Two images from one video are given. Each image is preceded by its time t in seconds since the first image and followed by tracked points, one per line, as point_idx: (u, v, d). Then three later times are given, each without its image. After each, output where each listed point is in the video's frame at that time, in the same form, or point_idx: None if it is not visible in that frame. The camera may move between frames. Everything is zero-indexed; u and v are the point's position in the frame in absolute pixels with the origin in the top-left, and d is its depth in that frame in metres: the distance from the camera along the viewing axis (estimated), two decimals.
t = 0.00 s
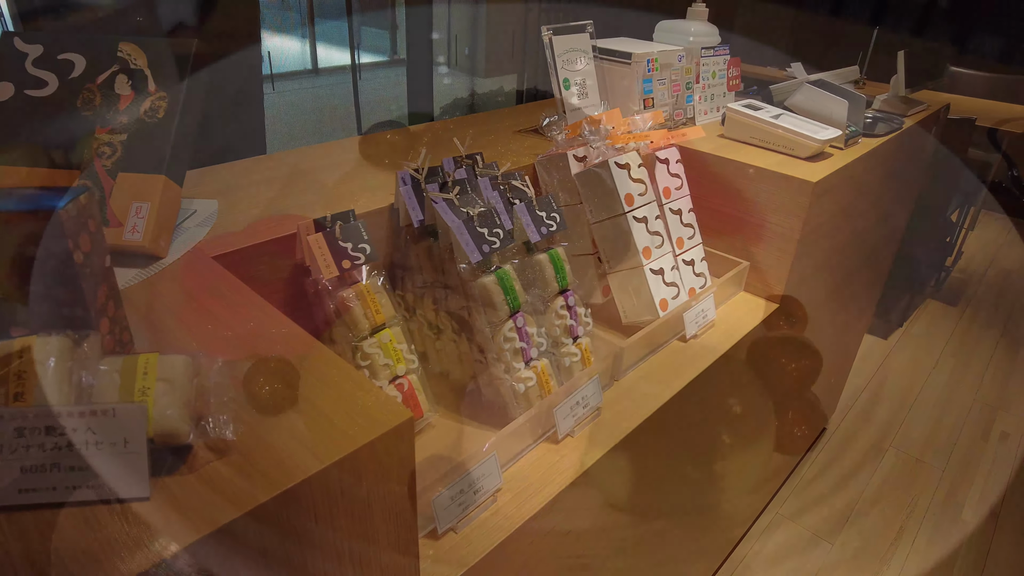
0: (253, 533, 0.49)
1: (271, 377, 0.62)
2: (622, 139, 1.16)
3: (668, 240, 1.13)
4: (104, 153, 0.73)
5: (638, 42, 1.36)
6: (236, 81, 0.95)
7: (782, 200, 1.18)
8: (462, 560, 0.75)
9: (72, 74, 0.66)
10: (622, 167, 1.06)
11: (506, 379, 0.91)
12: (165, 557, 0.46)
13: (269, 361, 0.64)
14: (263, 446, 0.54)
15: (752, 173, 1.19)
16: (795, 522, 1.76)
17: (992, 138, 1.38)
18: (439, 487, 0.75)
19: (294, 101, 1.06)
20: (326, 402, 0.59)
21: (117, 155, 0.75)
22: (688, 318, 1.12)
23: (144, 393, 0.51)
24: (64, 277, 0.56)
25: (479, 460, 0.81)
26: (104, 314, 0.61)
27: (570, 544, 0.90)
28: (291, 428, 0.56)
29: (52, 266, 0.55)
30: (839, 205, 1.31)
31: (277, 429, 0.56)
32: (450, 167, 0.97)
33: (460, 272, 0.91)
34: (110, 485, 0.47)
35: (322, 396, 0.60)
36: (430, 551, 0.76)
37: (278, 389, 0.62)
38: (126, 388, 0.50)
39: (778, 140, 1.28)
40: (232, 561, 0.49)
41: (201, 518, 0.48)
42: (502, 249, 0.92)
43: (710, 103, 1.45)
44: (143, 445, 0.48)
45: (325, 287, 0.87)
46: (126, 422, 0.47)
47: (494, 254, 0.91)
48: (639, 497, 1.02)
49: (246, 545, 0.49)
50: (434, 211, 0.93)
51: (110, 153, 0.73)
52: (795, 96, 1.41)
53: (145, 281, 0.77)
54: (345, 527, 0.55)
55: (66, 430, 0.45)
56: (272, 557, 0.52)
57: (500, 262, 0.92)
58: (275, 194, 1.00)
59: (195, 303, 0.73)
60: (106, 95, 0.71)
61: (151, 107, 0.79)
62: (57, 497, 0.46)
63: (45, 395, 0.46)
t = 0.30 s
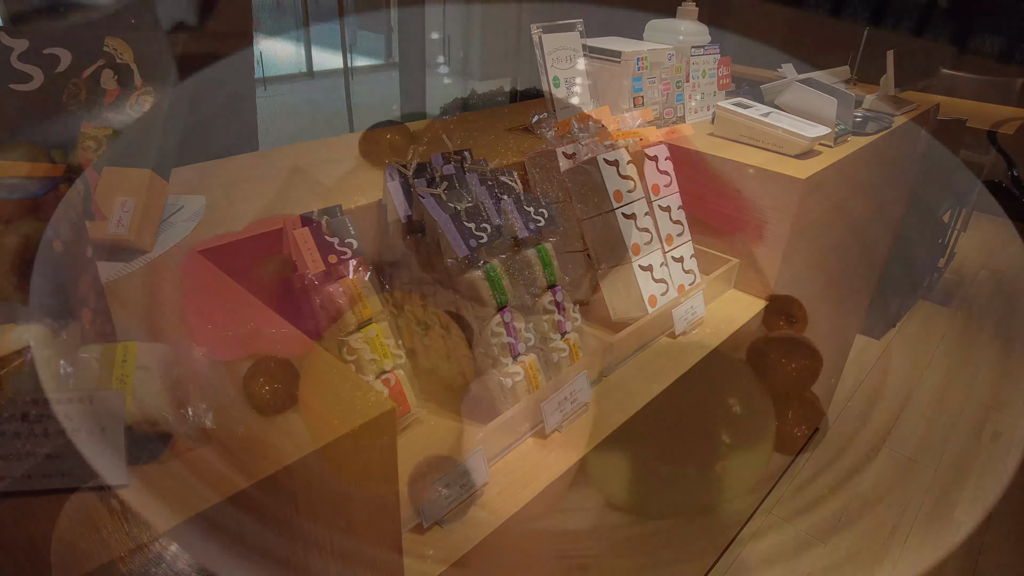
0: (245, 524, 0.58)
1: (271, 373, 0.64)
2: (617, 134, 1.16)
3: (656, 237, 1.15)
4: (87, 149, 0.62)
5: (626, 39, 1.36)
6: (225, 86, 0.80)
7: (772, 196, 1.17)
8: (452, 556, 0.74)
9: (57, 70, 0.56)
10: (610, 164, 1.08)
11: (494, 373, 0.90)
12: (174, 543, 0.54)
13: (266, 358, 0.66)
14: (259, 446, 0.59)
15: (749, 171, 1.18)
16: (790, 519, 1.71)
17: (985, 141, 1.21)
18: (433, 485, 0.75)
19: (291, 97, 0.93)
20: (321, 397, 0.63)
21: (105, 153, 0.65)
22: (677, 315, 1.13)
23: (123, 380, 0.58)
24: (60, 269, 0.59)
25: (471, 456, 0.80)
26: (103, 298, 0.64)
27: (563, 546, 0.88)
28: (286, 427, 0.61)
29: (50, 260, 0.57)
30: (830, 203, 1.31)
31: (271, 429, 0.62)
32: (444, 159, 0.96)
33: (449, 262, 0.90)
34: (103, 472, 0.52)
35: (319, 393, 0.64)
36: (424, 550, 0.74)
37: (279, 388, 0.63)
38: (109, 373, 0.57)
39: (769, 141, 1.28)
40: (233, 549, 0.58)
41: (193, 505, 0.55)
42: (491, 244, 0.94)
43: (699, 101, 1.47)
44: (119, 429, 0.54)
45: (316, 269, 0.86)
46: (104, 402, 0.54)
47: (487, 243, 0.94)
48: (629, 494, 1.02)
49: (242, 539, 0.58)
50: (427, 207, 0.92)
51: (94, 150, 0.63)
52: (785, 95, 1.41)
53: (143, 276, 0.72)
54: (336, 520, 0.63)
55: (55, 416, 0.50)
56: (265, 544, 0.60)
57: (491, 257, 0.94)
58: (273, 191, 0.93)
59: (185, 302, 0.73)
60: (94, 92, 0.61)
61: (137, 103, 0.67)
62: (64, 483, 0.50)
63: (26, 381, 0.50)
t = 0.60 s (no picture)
0: (245, 522, 0.60)
1: (266, 372, 0.72)
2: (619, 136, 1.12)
3: (655, 236, 1.16)
4: (85, 146, 0.69)
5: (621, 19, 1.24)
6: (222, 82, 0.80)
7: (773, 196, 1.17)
8: (451, 552, 0.75)
9: (57, 67, 0.66)
10: (609, 163, 1.06)
11: (494, 372, 0.89)
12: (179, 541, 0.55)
13: (261, 357, 0.74)
14: (259, 442, 0.69)
15: (745, 170, 1.20)
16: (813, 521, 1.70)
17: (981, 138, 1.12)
18: (429, 482, 0.73)
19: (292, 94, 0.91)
20: (318, 394, 0.71)
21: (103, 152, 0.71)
22: (675, 314, 1.15)
23: (119, 376, 0.64)
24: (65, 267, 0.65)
25: (466, 457, 0.79)
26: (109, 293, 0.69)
27: (565, 553, 0.84)
28: (282, 423, 0.72)
29: (45, 256, 0.63)
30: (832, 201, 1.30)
31: (274, 427, 0.72)
32: (444, 142, 0.90)
33: (450, 266, 0.88)
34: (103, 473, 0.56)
35: (314, 391, 0.71)
36: (421, 548, 0.73)
37: (271, 384, 0.72)
38: (110, 371, 0.64)
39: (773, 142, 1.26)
40: (238, 550, 0.58)
41: (192, 503, 0.58)
42: (500, 247, 0.91)
43: (699, 101, 1.48)
44: (114, 428, 0.59)
45: (318, 266, 0.85)
46: (100, 400, 0.61)
47: (497, 245, 0.91)
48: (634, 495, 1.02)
49: (245, 538, 0.59)
50: (429, 203, 0.89)
51: (92, 146, 0.70)
52: (784, 94, 1.41)
53: (142, 276, 0.74)
54: (335, 519, 0.65)
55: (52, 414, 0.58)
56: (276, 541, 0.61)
57: (496, 260, 0.91)
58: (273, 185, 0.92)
59: (183, 296, 0.76)
60: (91, 91, 0.69)
61: (134, 102, 0.73)
62: (60, 482, 0.58)
63: (21, 378, 0.57)
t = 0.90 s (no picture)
0: (234, 524, 0.55)
1: (255, 370, 0.74)
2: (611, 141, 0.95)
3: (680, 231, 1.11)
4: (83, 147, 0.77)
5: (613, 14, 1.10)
6: (214, 81, 0.91)
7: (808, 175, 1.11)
8: (445, 556, 0.61)
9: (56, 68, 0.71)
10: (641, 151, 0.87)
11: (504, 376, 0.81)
12: (161, 542, 0.52)
13: (251, 355, 0.76)
14: (245, 443, 0.69)
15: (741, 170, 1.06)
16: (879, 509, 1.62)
17: (974, 138, 0.99)
18: (418, 482, 0.63)
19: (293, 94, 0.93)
20: (311, 393, 0.69)
21: (104, 149, 0.78)
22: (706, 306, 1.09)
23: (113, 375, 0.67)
24: (53, 268, 0.67)
25: (458, 464, 0.65)
26: (99, 293, 0.71)
27: None
28: (271, 423, 0.72)
29: (34, 257, 0.67)
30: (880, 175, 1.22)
31: (266, 428, 0.72)
32: (439, 143, 0.84)
33: (458, 274, 0.84)
34: (90, 476, 0.54)
35: (309, 394, 0.69)
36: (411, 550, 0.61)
37: (261, 383, 0.73)
38: (98, 371, 0.63)
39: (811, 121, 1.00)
40: (219, 551, 0.52)
41: (177, 504, 0.55)
42: (496, 252, 0.81)
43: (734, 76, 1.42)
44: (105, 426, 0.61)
45: (308, 261, 0.82)
46: (92, 401, 0.59)
47: (490, 249, 0.81)
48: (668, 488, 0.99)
49: (235, 541, 0.54)
50: (428, 206, 0.84)
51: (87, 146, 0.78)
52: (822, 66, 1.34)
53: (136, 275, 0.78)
54: (324, 520, 0.61)
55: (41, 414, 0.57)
56: (267, 539, 0.56)
57: (495, 266, 0.82)
58: (265, 184, 0.98)
59: (175, 292, 0.80)
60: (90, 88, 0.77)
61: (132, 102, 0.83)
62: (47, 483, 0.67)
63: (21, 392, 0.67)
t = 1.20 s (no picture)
0: (235, 521, 0.53)
1: (255, 370, 0.72)
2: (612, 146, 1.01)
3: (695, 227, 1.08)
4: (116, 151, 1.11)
5: (625, 14, 1.09)
6: (212, 81, 0.93)
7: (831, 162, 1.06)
8: (445, 554, 0.59)
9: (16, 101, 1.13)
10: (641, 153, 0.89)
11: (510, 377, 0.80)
12: (165, 538, 0.49)
13: (249, 355, 0.73)
14: (244, 444, 0.67)
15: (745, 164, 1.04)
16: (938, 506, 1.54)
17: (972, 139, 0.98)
18: (419, 481, 0.62)
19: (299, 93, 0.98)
20: (310, 393, 0.68)
21: (99, 152, 0.79)
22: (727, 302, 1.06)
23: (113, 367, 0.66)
24: (55, 267, 0.67)
25: (459, 462, 0.66)
26: (103, 289, 0.70)
27: None
28: (272, 422, 0.72)
29: (37, 248, 0.67)
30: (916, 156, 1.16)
31: (267, 427, 0.71)
32: (438, 142, 0.80)
33: (458, 274, 0.82)
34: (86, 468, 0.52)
35: (309, 394, 0.68)
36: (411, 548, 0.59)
37: (261, 382, 0.71)
38: (99, 371, 0.62)
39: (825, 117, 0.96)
40: (221, 549, 0.49)
41: (177, 500, 0.52)
42: (497, 252, 0.79)
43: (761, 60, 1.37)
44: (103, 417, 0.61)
45: (309, 261, 0.81)
46: (93, 400, 0.58)
47: (490, 248, 0.79)
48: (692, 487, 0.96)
49: (247, 542, 0.51)
50: (429, 207, 0.80)
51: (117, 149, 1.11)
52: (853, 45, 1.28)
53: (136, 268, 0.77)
54: (326, 520, 0.60)
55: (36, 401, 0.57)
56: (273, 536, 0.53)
57: (496, 265, 0.80)
58: (262, 185, 0.96)
59: (174, 291, 0.76)
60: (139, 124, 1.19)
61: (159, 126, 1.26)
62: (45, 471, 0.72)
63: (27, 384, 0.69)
